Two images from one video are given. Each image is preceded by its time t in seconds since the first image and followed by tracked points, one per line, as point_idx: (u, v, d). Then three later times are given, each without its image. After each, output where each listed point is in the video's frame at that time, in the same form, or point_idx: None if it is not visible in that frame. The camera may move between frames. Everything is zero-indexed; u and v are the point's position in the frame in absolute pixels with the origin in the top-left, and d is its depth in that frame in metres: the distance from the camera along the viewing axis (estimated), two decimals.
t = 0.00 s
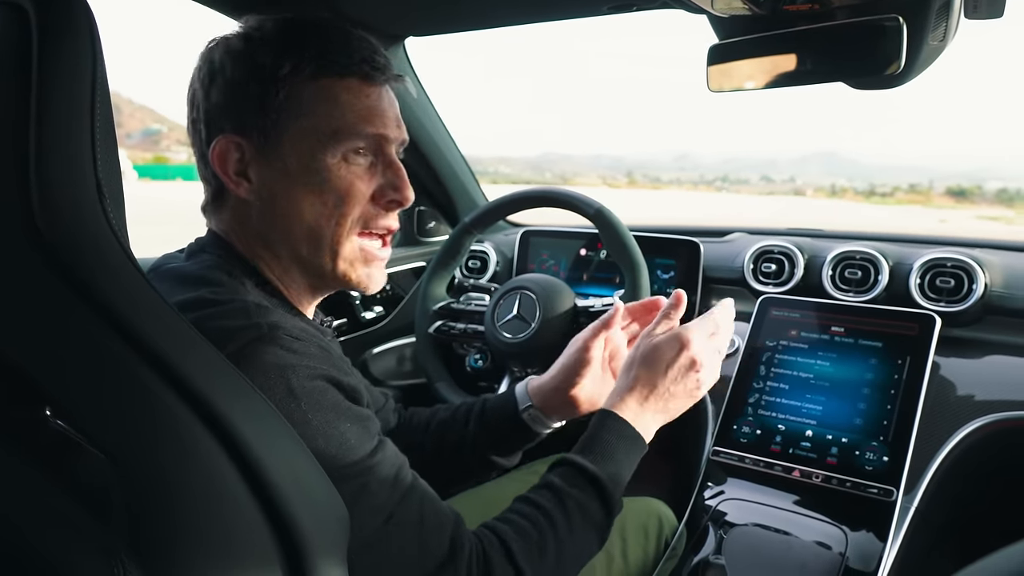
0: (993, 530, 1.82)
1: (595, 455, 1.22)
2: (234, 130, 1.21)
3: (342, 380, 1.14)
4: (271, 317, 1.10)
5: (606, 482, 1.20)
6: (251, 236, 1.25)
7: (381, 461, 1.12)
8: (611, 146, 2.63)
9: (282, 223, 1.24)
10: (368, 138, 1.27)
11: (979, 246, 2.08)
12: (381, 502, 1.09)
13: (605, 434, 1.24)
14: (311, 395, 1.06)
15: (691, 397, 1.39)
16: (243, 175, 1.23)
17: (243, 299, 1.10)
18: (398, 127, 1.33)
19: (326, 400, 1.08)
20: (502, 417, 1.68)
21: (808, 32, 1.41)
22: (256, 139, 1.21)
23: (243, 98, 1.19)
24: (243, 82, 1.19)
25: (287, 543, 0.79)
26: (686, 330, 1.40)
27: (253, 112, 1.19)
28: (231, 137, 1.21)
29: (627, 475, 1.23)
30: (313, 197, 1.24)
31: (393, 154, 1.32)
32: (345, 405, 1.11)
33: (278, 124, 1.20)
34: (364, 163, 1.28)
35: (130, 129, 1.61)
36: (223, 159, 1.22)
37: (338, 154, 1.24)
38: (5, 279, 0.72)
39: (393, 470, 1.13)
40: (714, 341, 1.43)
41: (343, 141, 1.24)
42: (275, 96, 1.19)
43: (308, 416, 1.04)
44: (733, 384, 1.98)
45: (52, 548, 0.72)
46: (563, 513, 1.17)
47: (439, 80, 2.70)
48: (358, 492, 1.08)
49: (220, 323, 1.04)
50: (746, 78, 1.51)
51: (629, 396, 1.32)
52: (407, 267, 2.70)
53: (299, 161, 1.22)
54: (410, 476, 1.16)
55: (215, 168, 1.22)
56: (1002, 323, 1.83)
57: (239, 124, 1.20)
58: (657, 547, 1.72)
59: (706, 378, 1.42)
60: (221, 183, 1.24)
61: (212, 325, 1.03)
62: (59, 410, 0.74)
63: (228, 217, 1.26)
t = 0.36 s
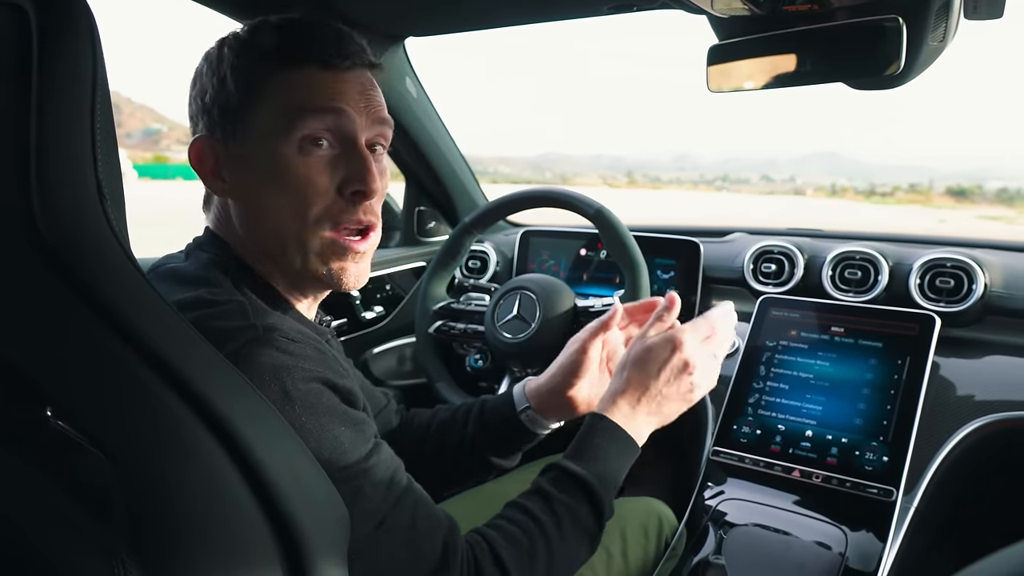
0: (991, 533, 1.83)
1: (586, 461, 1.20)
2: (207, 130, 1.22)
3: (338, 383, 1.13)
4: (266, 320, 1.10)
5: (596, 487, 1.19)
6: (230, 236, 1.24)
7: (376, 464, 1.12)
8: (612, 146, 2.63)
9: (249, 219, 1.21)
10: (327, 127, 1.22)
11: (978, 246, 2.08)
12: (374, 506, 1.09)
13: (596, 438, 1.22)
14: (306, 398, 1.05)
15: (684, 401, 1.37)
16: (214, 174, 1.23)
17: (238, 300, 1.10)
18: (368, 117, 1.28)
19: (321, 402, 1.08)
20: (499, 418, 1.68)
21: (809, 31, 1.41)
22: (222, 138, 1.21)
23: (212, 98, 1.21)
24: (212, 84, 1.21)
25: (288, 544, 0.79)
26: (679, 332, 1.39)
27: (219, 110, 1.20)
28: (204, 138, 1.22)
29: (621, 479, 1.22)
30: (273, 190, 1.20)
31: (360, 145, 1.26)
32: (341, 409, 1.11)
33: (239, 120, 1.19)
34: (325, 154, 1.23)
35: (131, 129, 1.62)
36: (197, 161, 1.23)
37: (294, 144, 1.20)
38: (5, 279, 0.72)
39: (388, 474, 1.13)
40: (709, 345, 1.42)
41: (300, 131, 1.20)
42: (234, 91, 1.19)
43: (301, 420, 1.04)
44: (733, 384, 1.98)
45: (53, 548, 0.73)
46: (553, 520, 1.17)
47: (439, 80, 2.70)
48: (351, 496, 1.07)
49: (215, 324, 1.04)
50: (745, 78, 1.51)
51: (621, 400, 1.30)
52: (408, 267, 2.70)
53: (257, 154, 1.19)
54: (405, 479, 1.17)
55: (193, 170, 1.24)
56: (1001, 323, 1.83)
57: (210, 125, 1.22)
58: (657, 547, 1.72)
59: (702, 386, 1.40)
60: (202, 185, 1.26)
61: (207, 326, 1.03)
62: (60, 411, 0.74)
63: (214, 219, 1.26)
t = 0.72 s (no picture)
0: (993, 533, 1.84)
1: (568, 455, 1.20)
2: (218, 128, 1.23)
3: (336, 390, 1.13)
4: (264, 326, 1.10)
5: (579, 481, 1.18)
6: (233, 236, 1.25)
7: (375, 471, 1.12)
8: (613, 146, 2.63)
9: (249, 223, 1.21)
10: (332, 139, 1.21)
11: (980, 245, 2.08)
12: (371, 513, 1.09)
13: (575, 432, 1.22)
14: (303, 407, 1.05)
15: (664, 378, 1.37)
16: (222, 173, 1.24)
17: (237, 305, 1.09)
18: (377, 131, 1.26)
19: (319, 410, 1.08)
20: (492, 415, 1.68)
21: (811, 31, 1.41)
22: (232, 137, 1.22)
23: (225, 97, 1.22)
24: (227, 83, 1.22)
25: (289, 544, 0.79)
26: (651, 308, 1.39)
27: (230, 111, 1.21)
28: (215, 135, 1.23)
29: (602, 471, 1.22)
30: (272, 197, 1.20)
31: (365, 159, 1.25)
32: (339, 416, 1.11)
33: (247, 123, 1.20)
34: (328, 166, 1.22)
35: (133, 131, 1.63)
36: (207, 158, 1.24)
37: (297, 154, 1.20)
38: (6, 279, 0.72)
39: (387, 479, 1.13)
40: (683, 317, 1.41)
41: (303, 141, 1.20)
42: (245, 94, 1.19)
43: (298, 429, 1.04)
44: (735, 384, 1.98)
45: (55, 549, 0.73)
46: (538, 519, 1.16)
47: (440, 80, 2.70)
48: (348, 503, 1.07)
49: (215, 329, 1.04)
50: (747, 78, 1.51)
51: (598, 386, 1.30)
52: (408, 267, 2.70)
53: (261, 160, 1.20)
54: (403, 485, 1.16)
55: (203, 167, 1.25)
56: (1002, 323, 1.83)
57: (222, 123, 1.23)
58: (658, 547, 1.75)
59: (681, 359, 1.40)
60: (210, 182, 1.27)
61: (207, 331, 1.03)
62: (61, 411, 0.74)
63: (220, 216, 1.28)
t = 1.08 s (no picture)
0: (987, 540, 1.86)
1: (579, 468, 1.21)
2: (218, 129, 1.23)
3: (338, 396, 1.14)
4: (266, 329, 1.10)
5: (587, 496, 1.19)
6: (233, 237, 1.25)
7: (376, 476, 1.12)
8: (614, 145, 2.63)
9: (249, 224, 1.22)
10: (332, 139, 1.22)
11: (981, 245, 2.08)
12: (369, 520, 1.08)
13: (588, 446, 1.23)
14: (304, 413, 1.05)
15: (680, 406, 1.37)
16: (222, 174, 1.24)
17: (241, 309, 1.10)
18: (377, 129, 1.27)
19: (323, 416, 1.08)
20: (502, 419, 1.68)
21: (810, 32, 1.40)
22: (233, 137, 1.21)
23: (224, 98, 1.22)
24: (226, 83, 1.22)
25: (290, 545, 0.79)
26: (674, 336, 1.38)
27: (230, 111, 1.21)
28: (215, 136, 1.23)
29: (611, 490, 1.23)
30: (273, 198, 1.20)
31: (365, 158, 1.25)
32: (341, 422, 1.11)
33: (248, 123, 1.20)
34: (329, 166, 1.22)
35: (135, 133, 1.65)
36: (206, 159, 1.24)
37: (297, 154, 1.20)
38: (8, 279, 0.72)
39: (388, 484, 1.13)
40: (705, 348, 1.40)
41: (304, 142, 1.20)
42: (245, 94, 1.19)
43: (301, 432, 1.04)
44: (735, 385, 1.98)
45: (59, 552, 0.71)
46: (544, 528, 1.17)
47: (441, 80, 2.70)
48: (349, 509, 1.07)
49: (217, 334, 1.04)
50: (747, 78, 1.51)
51: (614, 407, 1.29)
52: (410, 267, 2.71)
53: (261, 161, 1.20)
54: (404, 489, 1.16)
55: (202, 167, 1.25)
56: (1004, 323, 1.82)
57: (221, 123, 1.23)
58: (660, 545, 1.73)
59: (699, 389, 1.40)
60: (210, 182, 1.27)
61: (209, 335, 1.02)
62: (63, 411, 0.74)
63: (220, 217, 1.28)
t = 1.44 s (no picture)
0: (990, 541, 1.86)
1: (562, 449, 1.19)
2: (236, 128, 1.23)
3: (333, 388, 1.13)
4: (262, 326, 1.10)
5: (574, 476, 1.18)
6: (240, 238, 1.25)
7: (373, 470, 1.12)
8: (615, 145, 2.64)
9: (259, 227, 1.21)
10: (347, 150, 1.21)
11: (983, 246, 2.08)
12: (369, 514, 1.09)
13: (571, 426, 1.21)
14: (301, 407, 1.05)
15: (657, 369, 1.33)
16: (236, 173, 1.24)
17: (235, 305, 1.10)
18: (392, 145, 1.26)
19: (318, 409, 1.08)
20: (494, 405, 1.65)
21: (812, 32, 1.40)
22: (250, 138, 1.22)
23: (244, 98, 1.22)
24: (248, 83, 1.22)
25: (292, 545, 0.79)
26: (636, 299, 1.33)
27: (250, 112, 1.21)
28: (232, 134, 1.23)
29: (598, 467, 1.22)
30: (285, 205, 1.20)
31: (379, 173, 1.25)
32: (337, 415, 1.11)
33: (266, 125, 1.20)
34: (342, 177, 1.22)
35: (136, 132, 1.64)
36: (222, 156, 1.24)
37: (312, 163, 1.19)
38: (11, 280, 0.72)
39: (386, 478, 1.13)
40: (670, 304, 1.35)
41: (320, 151, 1.19)
42: (266, 97, 1.19)
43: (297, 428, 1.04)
44: (738, 384, 1.98)
45: (62, 555, 0.70)
46: (534, 512, 1.17)
47: (444, 80, 2.70)
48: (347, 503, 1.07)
49: (211, 330, 1.04)
50: (749, 78, 1.51)
51: (588, 387, 1.26)
52: (412, 267, 2.71)
53: (276, 166, 1.19)
54: (402, 483, 1.17)
55: (216, 165, 1.25)
56: (1005, 324, 1.83)
57: (240, 123, 1.23)
58: (661, 546, 1.75)
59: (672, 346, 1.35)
60: (222, 181, 1.26)
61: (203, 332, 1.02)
62: (66, 412, 0.74)
63: (229, 216, 1.28)
